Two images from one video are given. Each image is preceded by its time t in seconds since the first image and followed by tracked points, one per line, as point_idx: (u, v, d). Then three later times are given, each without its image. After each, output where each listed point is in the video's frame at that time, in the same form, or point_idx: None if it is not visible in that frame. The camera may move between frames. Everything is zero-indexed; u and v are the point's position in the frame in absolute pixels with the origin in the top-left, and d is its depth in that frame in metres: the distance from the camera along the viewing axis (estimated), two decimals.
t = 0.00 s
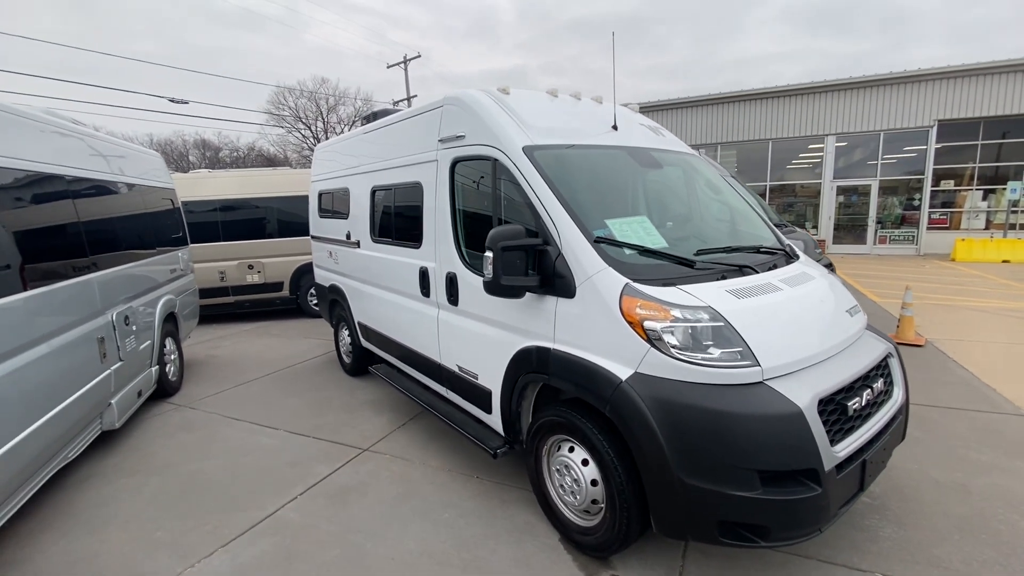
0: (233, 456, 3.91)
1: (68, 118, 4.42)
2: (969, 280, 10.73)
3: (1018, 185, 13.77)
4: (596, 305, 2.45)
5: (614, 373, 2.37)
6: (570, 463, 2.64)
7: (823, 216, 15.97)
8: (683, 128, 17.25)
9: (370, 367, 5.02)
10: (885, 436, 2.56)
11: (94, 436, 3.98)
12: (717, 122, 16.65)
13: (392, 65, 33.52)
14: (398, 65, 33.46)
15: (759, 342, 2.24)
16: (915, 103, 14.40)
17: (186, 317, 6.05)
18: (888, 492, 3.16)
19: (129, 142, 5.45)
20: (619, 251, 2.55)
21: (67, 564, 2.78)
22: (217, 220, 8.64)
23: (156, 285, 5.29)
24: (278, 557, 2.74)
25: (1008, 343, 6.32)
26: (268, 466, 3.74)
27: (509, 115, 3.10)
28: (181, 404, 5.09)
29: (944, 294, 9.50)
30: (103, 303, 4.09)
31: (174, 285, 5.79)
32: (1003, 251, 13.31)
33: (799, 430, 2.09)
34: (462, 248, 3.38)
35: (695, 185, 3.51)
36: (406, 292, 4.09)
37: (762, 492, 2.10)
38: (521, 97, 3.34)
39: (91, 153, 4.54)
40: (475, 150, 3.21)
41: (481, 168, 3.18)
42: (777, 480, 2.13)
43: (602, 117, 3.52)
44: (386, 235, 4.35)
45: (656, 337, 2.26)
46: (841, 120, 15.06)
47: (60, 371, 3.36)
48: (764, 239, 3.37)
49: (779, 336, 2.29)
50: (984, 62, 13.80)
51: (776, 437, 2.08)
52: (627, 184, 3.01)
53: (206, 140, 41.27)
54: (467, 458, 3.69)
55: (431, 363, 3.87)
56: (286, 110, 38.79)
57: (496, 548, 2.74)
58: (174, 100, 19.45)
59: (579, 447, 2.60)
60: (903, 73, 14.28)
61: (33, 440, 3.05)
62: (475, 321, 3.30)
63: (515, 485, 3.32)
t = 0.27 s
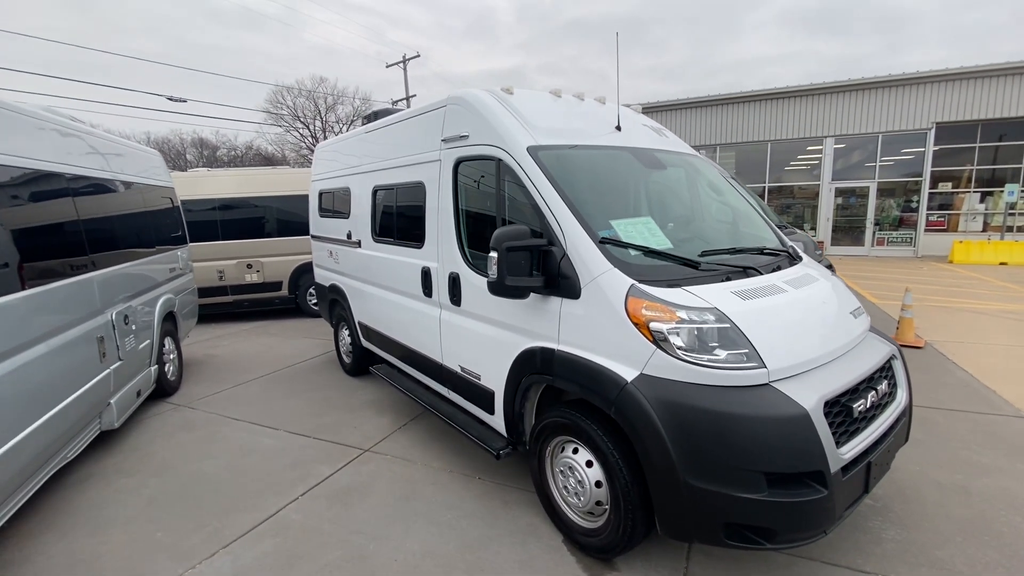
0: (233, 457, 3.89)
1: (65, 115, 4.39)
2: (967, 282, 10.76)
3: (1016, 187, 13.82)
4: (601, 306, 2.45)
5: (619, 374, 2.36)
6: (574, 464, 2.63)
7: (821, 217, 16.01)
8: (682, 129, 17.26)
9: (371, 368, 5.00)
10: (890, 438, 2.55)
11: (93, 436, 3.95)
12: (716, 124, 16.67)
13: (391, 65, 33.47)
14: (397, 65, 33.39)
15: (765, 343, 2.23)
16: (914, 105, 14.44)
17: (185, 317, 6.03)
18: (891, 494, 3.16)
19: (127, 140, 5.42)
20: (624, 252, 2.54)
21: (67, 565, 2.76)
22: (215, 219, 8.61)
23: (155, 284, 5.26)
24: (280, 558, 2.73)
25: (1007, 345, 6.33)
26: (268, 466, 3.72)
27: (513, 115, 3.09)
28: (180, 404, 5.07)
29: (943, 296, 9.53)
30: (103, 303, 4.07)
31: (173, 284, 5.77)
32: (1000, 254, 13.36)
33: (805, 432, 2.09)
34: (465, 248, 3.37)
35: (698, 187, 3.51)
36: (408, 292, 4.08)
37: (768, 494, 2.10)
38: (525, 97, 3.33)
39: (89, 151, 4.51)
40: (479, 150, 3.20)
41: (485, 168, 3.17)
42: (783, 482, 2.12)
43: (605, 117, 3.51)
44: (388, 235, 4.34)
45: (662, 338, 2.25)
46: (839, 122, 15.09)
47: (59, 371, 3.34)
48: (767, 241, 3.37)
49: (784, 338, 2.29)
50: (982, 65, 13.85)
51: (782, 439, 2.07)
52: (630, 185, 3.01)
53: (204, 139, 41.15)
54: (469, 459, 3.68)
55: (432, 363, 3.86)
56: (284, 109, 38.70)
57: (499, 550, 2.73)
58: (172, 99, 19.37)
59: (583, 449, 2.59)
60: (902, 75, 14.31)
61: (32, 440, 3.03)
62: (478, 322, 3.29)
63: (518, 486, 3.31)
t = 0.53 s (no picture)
0: (233, 455, 3.88)
1: (64, 111, 4.36)
2: (965, 284, 10.78)
3: (1014, 189, 13.85)
4: (605, 306, 2.44)
5: (623, 374, 2.35)
6: (577, 464, 2.62)
7: (820, 218, 16.04)
8: (682, 129, 17.25)
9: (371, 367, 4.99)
10: (892, 439, 2.55)
11: (92, 434, 3.93)
12: (716, 124, 16.67)
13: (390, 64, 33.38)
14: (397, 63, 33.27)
15: (769, 344, 2.23)
16: (913, 107, 14.46)
17: (184, 314, 6.00)
18: (892, 495, 3.17)
19: (127, 137, 5.40)
20: (628, 252, 2.54)
21: (66, 564, 2.74)
22: (214, 216, 8.58)
23: (155, 282, 5.24)
24: (280, 557, 2.72)
25: (1006, 346, 6.35)
26: (268, 465, 3.70)
27: (516, 113, 3.08)
28: (179, 402, 5.04)
29: (942, 297, 9.54)
30: (102, 300, 4.05)
31: (172, 282, 5.74)
32: (998, 256, 13.40)
33: (809, 433, 2.08)
34: (467, 247, 3.36)
35: (701, 187, 3.50)
36: (409, 291, 4.07)
37: (772, 494, 2.09)
38: (528, 95, 3.32)
39: (88, 148, 4.49)
40: (482, 148, 3.18)
41: (487, 167, 3.16)
42: (787, 483, 2.12)
43: (608, 116, 3.50)
44: (389, 233, 4.32)
45: (666, 338, 2.24)
46: (839, 123, 15.10)
47: (58, 369, 3.32)
48: (769, 241, 3.37)
49: (788, 339, 2.29)
50: (981, 67, 13.87)
51: (786, 439, 2.07)
52: (633, 185, 3.00)
53: (202, 137, 41.03)
54: (469, 458, 3.68)
55: (433, 363, 3.85)
56: (283, 107, 38.60)
57: (501, 550, 2.73)
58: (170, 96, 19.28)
59: (585, 449, 2.59)
60: (901, 76, 14.33)
61: (31, 438, 3.02)
62: (480, 321, 3.28)
63: (519, 485, 3.30)
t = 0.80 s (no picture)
0: (234, 453, 3.88)
1: (65, 108, 4.35)
2: (966, 285, 10.77)
3: (1015, 191, 13.86)
4: (608, 305, 2.43)
5: (625, 373, 2.35)
6: (578, 464, 2.61)
7: (820, 219, 16.03)
8: (684, 129, 17.23)
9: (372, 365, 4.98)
10: (895, 440, 2.55)
11: (92, 431, 3.93)
12: (717, 124, 16.65)
13: (390, 62, 33.30)
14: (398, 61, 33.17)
15: (772, 344, 2.22)
16: (915, 108, 14.44)
17: (184, 312, 6.00)
18: (893, 496, 3.16)
19: (128, 134, 5.39)
20: (631, 251, 2.53)
21: (67, 562, 2.74)
22: (215, 214, 8.57)
23: (155, 279, 5.23)
24: (281, 556, 2.72)
25: (1007, 348, 6.35)
26: (269, 463, 3.70)
27: (519, 112, 3.07)
28: (179, 399, 5.04)
29: (942, 298, 9.54)
30: (103, 297, 4.05)
31: (173, 279, 5.74)
32: (999, 257, 13.40)
33: (812, 433, 2.08)
34: (469, 246, 3.36)
35: (703, 186, 3.50)
36: (411, 289, 4.06)
37: (775, 495, 2.09)
38: (531, 94, 3.31)
39: (88, 144, 4.48)
40: (484, 147, 3.18)
41: (490, 165, 3.15)
42: (790, 484, 2.11)
43: (611, 116, 3.50)
44: (391, 231, 4.31)
45: (669, 337, 2.24)
46: (840, 124, 15.08)
47: (58, 365, 3.31)
48: (772, 242, 3.36)
49: (791, 339, 2.28)
50: (983, 68, 13.85)
51: (789, 439, 2.07)
52: (636, 184, 2.99)
53: (202, 134, 41.00)
54: (470, 457, 3.67)
55: (434, 361, 3.84)
56: (283, 105, 38.57)
57: (502, 549, 2.72)
58: (169, 93, 19.23)
59: (587, 448, 2.58)
60: (903, 77, 14.31)
61: (32, 435, 3.01)
62: (482, 320, 3.27)
63: (520, 484, 3.30)
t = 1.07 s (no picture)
0: (235, 450, 3.88)
1: (68, 104, 4.35)
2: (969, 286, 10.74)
3: (1018, 192, 13.83)
4: (611, 304, 2.43)
5: (628, 372, 2.34)
6: (580, 462, 2.61)
7: (822, 219, 15.99)
8: (686, 128, 17.20)
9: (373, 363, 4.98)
10: (897, 440, 2.54)
11: (94, 427, 3.93)
12: (720, 123, 16.62)
13: (392, 60, 33.24)
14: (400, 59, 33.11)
15: (775, 344, 2.22)
16: (918, 108, 14.40)
17: (186, 309, 6.00)
18: (894, 496, 3.15)
19: (130, 131, 5.39)
20: (634, 250, 2.53)
21: (68, 557, 2.74)
22: (217, 211, 8.57)
23: (157, 276, 5.24)
24: (283, 552, 2.72)
25: (1009, 349, 6.33)
26: (270, 460, 3.70)
27: (522, 110, 3.07)
28: (181, 396, 5.05)
29: (945, 299, 9.52)
30: (105, 293, 4.05)
31: (175, 276, 5.74)
32: (1002, 258, 13.36)
33: (815, 433, 2.07)
34: (471, 244, 3.35)
35: (706, 185, 3.49)
36: (412, 287, 4.06)
37: (777, 494, 2.08)
38: (534, 92, 3.30)
39: (91, 141, 4.49)
40: (487, 145, 3.17)
41: (493, 163, 3.14)
42: (792, 483, 2.11)
43: (614, 114, 3.49)
44: (392, 229, 4.31)
45: (672, 336, 2.23)
46: (843, 123, 15.04)
47: (61, 361, 3.32)
48: (775, 241, 3.35)
49: (794, 339, 2.27)
50: (987, 68, 13.81)
51: (792, 439, 2.06)
52: (639, 183, 2.99)
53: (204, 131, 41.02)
54: (471, 455, 3.67)
55: (436, 359, 3.84)
56: (286, 102, 38.56)
57: (503, 547, 2.72)
58: (172, 89, 19.20)
59: (589, 447, 2.58)
60: (907, 77, 14.27)
61: (34, 431, 3.01)
62: (484, 318, 3.27)
63: (521, 483, 3.30)
